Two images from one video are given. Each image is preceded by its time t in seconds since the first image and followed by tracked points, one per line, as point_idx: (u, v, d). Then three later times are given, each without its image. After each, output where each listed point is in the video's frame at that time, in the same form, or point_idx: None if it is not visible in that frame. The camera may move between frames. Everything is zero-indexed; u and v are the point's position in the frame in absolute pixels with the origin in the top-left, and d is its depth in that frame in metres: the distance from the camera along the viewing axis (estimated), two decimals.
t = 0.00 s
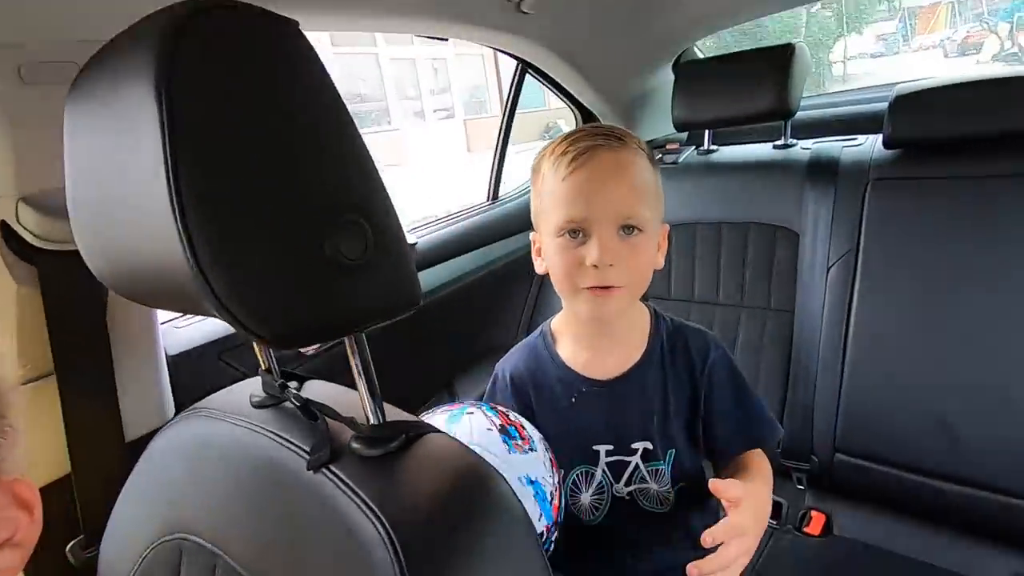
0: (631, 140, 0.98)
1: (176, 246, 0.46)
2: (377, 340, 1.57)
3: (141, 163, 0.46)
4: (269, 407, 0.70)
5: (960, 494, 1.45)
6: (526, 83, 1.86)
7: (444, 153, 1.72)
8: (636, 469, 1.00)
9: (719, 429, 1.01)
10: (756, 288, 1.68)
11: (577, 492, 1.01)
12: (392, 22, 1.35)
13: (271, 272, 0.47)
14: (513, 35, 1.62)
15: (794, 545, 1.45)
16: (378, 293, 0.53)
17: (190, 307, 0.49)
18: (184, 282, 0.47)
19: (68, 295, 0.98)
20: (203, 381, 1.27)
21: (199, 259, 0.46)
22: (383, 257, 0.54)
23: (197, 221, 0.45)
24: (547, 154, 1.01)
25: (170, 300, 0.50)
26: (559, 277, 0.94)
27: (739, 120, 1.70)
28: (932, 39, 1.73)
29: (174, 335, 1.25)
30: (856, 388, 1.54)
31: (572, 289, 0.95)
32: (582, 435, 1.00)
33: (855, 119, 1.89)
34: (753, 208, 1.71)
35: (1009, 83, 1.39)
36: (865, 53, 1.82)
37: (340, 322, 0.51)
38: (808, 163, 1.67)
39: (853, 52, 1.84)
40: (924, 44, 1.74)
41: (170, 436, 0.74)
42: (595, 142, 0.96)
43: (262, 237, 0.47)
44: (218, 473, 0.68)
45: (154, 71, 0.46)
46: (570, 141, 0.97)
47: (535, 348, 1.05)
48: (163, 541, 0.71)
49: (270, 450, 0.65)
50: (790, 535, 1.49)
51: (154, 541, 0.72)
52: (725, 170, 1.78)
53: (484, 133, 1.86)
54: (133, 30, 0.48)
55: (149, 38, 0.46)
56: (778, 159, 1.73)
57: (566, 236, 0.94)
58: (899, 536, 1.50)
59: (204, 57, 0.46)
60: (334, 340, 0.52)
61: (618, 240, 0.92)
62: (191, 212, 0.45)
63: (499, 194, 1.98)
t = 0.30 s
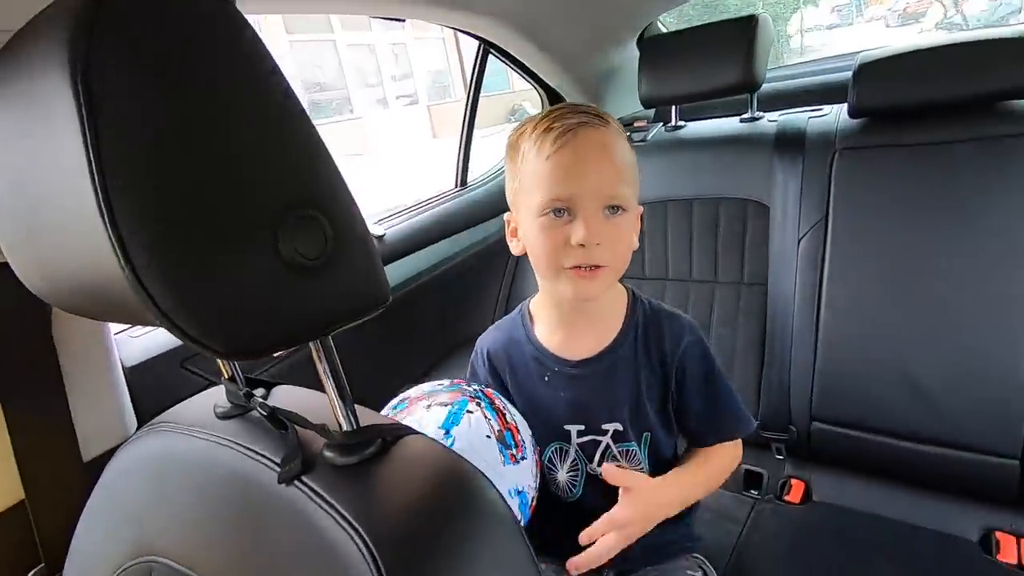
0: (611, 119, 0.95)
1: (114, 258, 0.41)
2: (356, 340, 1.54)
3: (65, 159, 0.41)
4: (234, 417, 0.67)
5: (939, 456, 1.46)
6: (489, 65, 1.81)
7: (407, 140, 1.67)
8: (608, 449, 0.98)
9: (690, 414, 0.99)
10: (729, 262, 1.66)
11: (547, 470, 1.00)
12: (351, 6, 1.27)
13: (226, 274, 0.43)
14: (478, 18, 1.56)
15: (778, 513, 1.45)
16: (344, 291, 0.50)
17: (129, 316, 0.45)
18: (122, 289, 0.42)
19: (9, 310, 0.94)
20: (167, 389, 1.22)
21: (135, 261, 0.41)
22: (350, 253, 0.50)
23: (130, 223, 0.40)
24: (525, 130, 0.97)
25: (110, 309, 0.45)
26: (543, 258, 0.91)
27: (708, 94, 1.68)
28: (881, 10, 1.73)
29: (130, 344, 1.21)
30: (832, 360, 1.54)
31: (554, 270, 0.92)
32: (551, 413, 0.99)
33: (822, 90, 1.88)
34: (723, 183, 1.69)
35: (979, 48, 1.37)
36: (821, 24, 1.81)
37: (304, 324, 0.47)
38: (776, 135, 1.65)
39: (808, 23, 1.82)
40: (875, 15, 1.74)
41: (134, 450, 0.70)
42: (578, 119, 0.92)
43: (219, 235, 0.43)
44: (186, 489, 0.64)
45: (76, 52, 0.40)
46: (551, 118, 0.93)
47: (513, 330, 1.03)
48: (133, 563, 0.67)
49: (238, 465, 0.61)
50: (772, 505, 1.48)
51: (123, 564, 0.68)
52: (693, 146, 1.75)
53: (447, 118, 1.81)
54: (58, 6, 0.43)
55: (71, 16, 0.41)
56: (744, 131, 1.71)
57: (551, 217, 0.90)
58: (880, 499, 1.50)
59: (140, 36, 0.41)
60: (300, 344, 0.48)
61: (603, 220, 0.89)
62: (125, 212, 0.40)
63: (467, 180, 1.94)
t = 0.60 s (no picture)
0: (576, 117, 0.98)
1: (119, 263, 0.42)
2: (346, 338, 1.56)
3: (70, 168, 0.42)
4: (232, 416, 0.68)
5: (916, 433, 1.50)
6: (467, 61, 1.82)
7: (386, 138, 1.69)
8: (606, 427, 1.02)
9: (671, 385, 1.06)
10: (709, 249, 1.69)
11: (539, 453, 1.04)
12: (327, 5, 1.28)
13: (232, 273, 0.44)
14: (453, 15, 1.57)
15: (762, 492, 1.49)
16: (342, 287, 0.51)
17: (137, 320, 0.46)
18: (131, 293, 0.43)
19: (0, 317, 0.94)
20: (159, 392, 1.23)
21: (141, 265, 0.42)
22: (345, 250, 0.52)
23: (137, 230, 0.41)
24: (497, 132, 1.00)
25: (117, 314, 0.46)
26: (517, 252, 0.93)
27: (683, 86, 1.71)
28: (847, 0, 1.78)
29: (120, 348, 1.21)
30: (810, 344, 1.58)
31: (530, 264, 0.94)
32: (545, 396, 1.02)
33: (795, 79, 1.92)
34: (700, 173, 1.72)
35: (942, 38, 1.41)
36: (792, 14, 1.85)
37: (303, 320, 0.49)
38: (750, 125, 1.68)
39: (779, 16, 1.86)
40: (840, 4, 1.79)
41: (132, 453, 0.71)
42: (544, 119, 0.95)
43: (219, 235, 0.44)
44: (187, 489, 0.65)
45: (76, 62, 0.40)
46: (520, 119, 0.97)
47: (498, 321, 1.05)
48: (134, 564, 0.68)
49: (239, 462, 0.62)
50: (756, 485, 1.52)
51: (125, 566, 0.69)
52: (670, 137, 1.78)
53: (426, 114, 1.82)
54: (50, 16, 0.43)
55: (66, 26, 0.41)
56: (720, 122, 1.73)
57: (523, 212, 0.92)
58: (861, 475, 1.54)
59: (138, 44, 0.42)
60: (299, 341, 0.49)
61: (574, 213, 0.91)
62: (130, 216, 0.41)
63: (449, 176, 1.96)
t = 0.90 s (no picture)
0: (573, 108, 1.02)
1: (122, 267, 0.43)
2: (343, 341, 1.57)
3: (72, 176, 0.42)
4: (233, 420, 0.69)
5: (908, 422, 1.52)
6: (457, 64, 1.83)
7: (377, 141, 1.69)
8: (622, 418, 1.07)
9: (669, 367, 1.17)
10: (700, 245, 1.71)
11: (564, 457, 1.03)
12: (316, 10, 1.29)
13: (232, 277, 0.45)
14: (441, 19, 1.58)
15: (758, 483, 1.51)
16: (339, 291, 0.52)
17: (139, 326, 0.46)
18: (134, 298, 0.44)
19: None
20: (156, 400, 1.23)
21: (144, 270, 0.42)
22: (341, 254, 0.53)
23: (139, 236, 0.42)
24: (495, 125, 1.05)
25: (120, 320, 0.47)
26: (511, 242, 0.99)
27: (672, 85, 1.72)
28: None
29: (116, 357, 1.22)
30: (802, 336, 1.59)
31: (521, 253, 0.99)
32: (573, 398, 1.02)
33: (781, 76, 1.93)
34: (690, 170, 1.74)
35: (924, 32, 1.43)
36: (778, 11, 1.87)
37: (301, 322, 0.50)
38: (739, 121, 1.70)
39: (765, 13, 1.87)
40: None
41: (133, 460, 0.71)
42: (537, 110, 1.00)
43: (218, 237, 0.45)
44: (189, 495, 0.66)
45: (76, 72, 0.41)
46: (515, 112, 1.02)
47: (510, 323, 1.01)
48: (138, 572, 0.68)
49: (242, 466, 0.63)
50: (752, 477, 1.53)
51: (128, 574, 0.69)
52: (660, 135, 1.79)
53: (416, 117, 1.83)
54: (50, 26, 0.44)
55: (63, 37, 0.42)
56: (711, 120, 1.74)
57: (513, 203, 0.98)
58: (855, 464, 1.55)
59: (134, 52, 0.43)
60: (297, 343, 0.50)
61: (565, 203, 0.97)
62: (132, 222, 0.42)
63: (442, 177, 1.97)
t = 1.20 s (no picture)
0: (591, 111, 1.02)
1: (129, 272, 0.42)
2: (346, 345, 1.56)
3: (75, 181, 0.42)
4: (239, 425, 0.69)
5: (915, 420, 1.52)
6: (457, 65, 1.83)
7: (378, 144, 1.69)
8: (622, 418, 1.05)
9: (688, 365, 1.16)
10: (703, 244, 1.70)
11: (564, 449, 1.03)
12: (316, 13, 1.28)
13: (239, 282, 0.45)
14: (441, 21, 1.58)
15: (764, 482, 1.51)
16: (346, 295, 0.52)
17: (142, 330, 0.46)
18: (141, 304, 0.43)
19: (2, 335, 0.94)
20: (160, 406, 1.22)
21: (151, 275, 0.42)
22: (348, 258, 0.52)
23: (147, 240, 0.42)
24: (512, 126, 1.05)
25: (123, 324, 0.47)
26: (528, 245, 0.99)
27: (673, 84, 1.72)
28: None
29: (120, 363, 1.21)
30: (807, 335, 1.59)
31: (542, 257, 0.99)
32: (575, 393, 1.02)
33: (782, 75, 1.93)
34: (692, 169, 1.73)
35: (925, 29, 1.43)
36: (777, 9, 1.86)
37: (307, 326, 0.49)
38: (741, 120, 1.70)
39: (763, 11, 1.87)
40: None
41: (140, 465, 0.71)
42: (557, 114, 0.99)
43: (228, 243, 0.45)
44: (196, 502, 0.65)
45: (82, 75, 0.41)
46: (533, 115, 1.01)
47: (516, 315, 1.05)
48: None
49: (250, 471, 0.63)
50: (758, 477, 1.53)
51: None
52: (662, 135, 1.78)
53: (417, 119, 1.82)
54: (54, 30, 0.44)
55: (68, 41, 0.42)
56: (710, 118, 1.75)
57: (535, 208, 0.97)
58: (861, 463, 1.54)
59: (137, 54, 0.42)
60: (303, 349, 0.50)
61: (586, 209, 0.97)
62: (138, 226, 0.41)
63: (443, 179, 1.96)
